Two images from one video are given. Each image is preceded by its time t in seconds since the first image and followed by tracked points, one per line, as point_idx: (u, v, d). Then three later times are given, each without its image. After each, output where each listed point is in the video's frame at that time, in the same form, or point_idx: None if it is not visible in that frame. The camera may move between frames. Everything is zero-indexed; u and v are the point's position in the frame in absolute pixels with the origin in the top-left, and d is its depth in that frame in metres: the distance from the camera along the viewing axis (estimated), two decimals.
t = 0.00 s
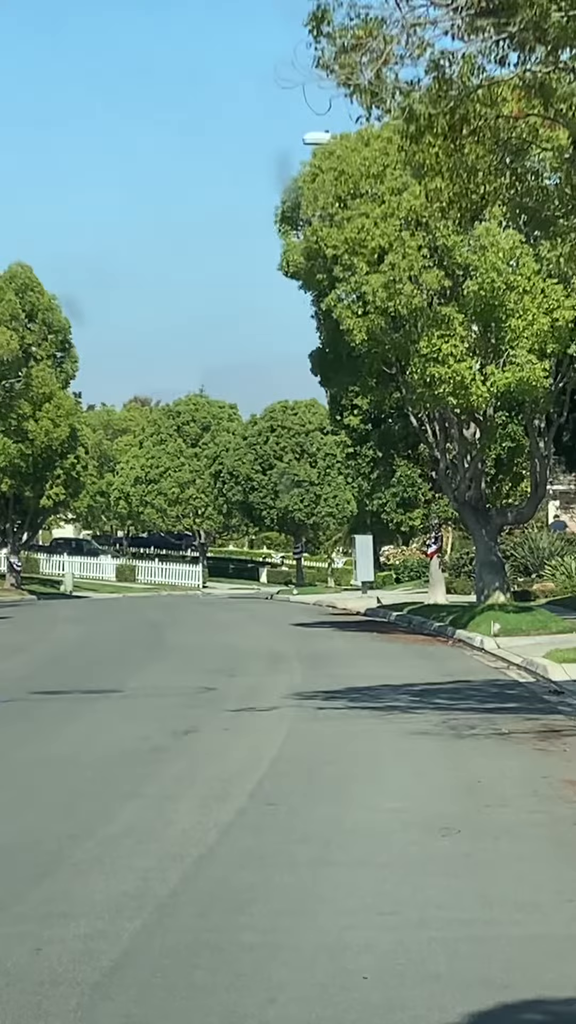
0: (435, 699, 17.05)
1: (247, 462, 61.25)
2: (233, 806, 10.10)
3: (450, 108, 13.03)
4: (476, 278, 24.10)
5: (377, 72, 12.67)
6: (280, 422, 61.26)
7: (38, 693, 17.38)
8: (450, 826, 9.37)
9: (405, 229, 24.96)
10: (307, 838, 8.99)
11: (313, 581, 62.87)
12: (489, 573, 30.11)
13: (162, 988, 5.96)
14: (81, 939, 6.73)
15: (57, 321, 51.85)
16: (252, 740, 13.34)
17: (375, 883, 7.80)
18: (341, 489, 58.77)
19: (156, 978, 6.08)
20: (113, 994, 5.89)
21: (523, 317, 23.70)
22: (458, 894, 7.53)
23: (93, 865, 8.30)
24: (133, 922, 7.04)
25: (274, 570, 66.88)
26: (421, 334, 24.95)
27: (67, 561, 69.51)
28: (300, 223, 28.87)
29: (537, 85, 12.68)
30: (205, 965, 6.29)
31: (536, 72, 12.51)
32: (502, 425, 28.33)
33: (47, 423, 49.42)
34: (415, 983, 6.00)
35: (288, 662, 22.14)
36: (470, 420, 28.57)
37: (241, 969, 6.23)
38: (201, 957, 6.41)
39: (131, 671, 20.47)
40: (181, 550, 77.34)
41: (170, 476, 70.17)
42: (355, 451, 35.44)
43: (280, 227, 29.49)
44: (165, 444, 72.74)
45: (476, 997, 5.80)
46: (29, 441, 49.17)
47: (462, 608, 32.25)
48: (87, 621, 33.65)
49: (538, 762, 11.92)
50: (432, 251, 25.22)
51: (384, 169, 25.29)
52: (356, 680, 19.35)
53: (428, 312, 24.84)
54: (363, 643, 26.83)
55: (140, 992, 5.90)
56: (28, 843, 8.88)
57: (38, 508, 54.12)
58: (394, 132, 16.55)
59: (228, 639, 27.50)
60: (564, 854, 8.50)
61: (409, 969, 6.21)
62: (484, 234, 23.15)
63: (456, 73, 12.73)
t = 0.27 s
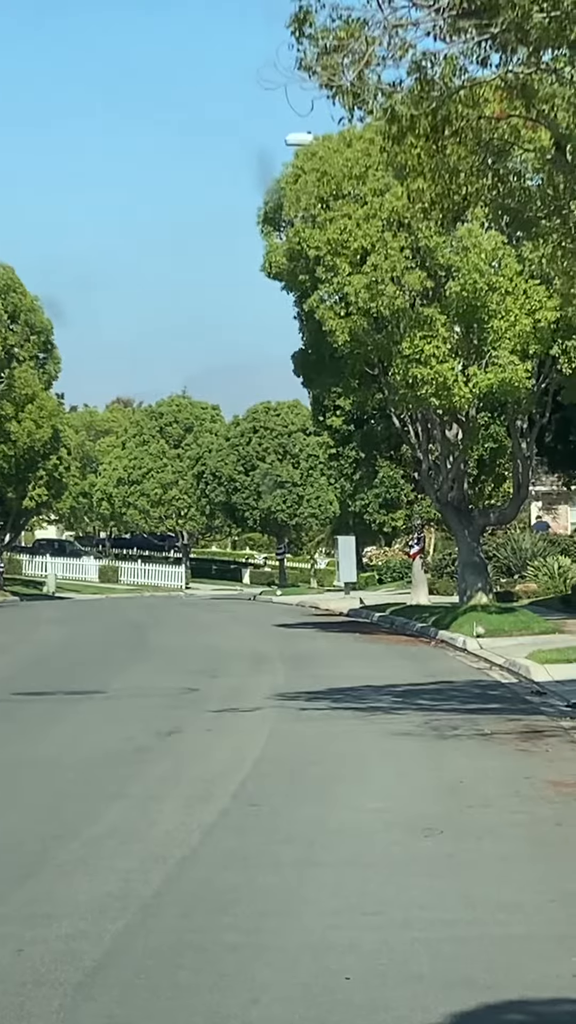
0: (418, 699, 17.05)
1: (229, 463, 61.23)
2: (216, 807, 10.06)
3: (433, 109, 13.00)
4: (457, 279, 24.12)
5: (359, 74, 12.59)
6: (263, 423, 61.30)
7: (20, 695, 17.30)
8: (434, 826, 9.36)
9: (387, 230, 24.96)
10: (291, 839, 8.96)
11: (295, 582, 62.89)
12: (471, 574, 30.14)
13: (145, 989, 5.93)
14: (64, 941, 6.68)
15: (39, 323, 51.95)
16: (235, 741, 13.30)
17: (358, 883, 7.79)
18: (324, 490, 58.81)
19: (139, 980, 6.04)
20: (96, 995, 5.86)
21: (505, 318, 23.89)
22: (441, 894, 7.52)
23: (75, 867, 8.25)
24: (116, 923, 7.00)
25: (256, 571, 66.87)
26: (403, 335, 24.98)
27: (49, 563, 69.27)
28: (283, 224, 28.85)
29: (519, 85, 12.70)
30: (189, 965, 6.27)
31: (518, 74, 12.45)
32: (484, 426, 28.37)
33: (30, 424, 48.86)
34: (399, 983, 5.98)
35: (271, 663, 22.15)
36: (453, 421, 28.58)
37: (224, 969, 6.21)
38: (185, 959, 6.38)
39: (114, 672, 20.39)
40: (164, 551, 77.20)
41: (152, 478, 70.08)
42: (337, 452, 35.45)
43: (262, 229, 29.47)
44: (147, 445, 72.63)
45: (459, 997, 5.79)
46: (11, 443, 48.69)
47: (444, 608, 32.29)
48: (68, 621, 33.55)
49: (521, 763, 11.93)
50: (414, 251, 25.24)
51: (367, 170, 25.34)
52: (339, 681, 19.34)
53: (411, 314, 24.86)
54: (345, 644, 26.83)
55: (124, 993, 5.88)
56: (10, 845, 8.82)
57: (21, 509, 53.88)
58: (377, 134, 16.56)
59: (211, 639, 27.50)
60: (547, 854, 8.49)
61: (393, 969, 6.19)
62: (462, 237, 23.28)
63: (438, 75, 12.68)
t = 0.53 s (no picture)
0: (400, 699, 17.04)
1: (212, 465, 61.11)
2: (198, 808, 10.04)
3: (414, 110, 12.98)
4: (440, 280, 24.11)
5: (340, 75, 12.40)
6: (245, 425, 61.20)
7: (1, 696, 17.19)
8: (417, 827, 9.36)
9: (369, 231, 24.94)
10: (273, 840, 8.93)
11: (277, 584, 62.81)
12: (454, 576, 30.14)
13: (126, 989, 5.90)
14: (46, 943, 6.63)
15: (21, 326, 51.98)
16: (217, 742, 13.27)
17: (341, 884, 7.77)
18: (306, 492, 58.74)
19: (122, 982, 6.00)
20: (78, 995, 5.83)
21: (488, 320, 24.01)
22: (424, 894, 7.51)
23: (58, 869, 8.19)
24: (99, 924, 6.96)
25: (238, 573, 66.77)
26: (385, 337, 24.93)
27: (30, 565, 68.96)
28: (265, 225, 28.79)
29: (501, 86, 12.71)
30: (171, 966, 6.24)
31: (500, 74, 12.36)
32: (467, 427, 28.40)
33: (11, 426, 48.76)
34: (381, 984, 5.96)
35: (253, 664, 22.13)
36: (435, 422, 28.55)
37: (206, 970, 6.18)
38: (167, 959, 6.34)
39: (95, 674, 20.30)
40: (146, 552, 76.99)
41: (134, 480, 69.86)
42: (319, 453, 35.41)
43: (244, 230, 29.39)
44: (129, 447, 72.44)
45: (442, 996, 5.78)
46: None
47: (427, 610, 32.31)
48: (49, 623, 33.36)
49: (503, 764, 11.93)
50: (396, 253, 25.23)
51: (349, 170, 25.01)
52: (321, 682, 19.32)
53: (393, 314, 24.80)
54: (327, 645, 26.80)
55: (106, 993, 5.85)
56: None
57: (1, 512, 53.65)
58: (358, 134, 16.45)
59: (193, 641, 27.47)
60: (529, 854, 8.49)
61: (377, 969, 6.17)
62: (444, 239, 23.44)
63: (420, 76, 12.62)
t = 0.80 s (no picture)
0: (382, 700, 17.07)
1: (194, 465, 61.05)
2: (181, 809, 10.06)
3: (396, 112, 13.03)
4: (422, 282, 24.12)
5: (322, 77, 12.39)
6: (227, 426, 61.14)
7: None
8: (398, 827, 9.39)
9: (351, 233, 24.99)
10: (256, 841, 8.95)
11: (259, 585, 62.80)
12: (436, 577, 30.19)
13: (109, 990, 5.91)
14: (29, 944, 6.64)
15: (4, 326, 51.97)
16: (199, 743, 13.29)
17: (323, 884, 7.79)
18: (289, 492, 58.75)
19: (105, 983, 6.02)
20: (61, 997, 5.84)
21: (470, 321, 24.04)
22: (404, 895, 7.54)
23: (40, 870, 8.20)
24: (81, 925, 6.97)
25: (221, 574, 66.72)
26: (367, 338, 24.96)
27: (13, 565, 68.79)
28: (247, 227, 28.78)
29: (482, 88, 12.70)
30: (154, 967, 6.25)
31: (481, 76, 12.39)
32: (449, 428, 28.46)
33: None
34: (364, 984, 5.98)
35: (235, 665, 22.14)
36: (417, 423, 28.59)
37: (189, 971, 6.19)
38: (149, 960, 6.36)
39: (78, 674, 20.28)
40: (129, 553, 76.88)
41: (117, 480, 69.73)
42: (302, 454, 35.44)
43: (226, 231, 29.38)
44: (112, 448, 72.32)
45: (422, 995, 5.81)
46: None
47: (410, 610, 32.35)
48: (31, 624, 33.30)
49: (485, 764, 11.97)
50: (378, 254, 25.25)
51: (331, 173, 25.37)
52: (304, 683, 19.36)
53: (375, 316, 24.84)
54: (310, 645, 26.82)
55: (88, 995, 5.86)
56: None
57: None
58: (342, 134, 16.43)
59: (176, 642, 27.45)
60: (510, 854, 8.52)
61: (358, 969, 6.20)
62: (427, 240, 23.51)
63: (401, 78, 12.62)
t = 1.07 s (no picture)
0: (367, 699, 17.05)
1: (178, 464, 60.94)
2: (165, 808, 10.02)
3: (380, 111, 12.95)
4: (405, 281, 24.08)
5: (306, 75, 12.33)
6: (211, 425, 61.05)
7: None
8: (383, 826, 9.37)
9: (335, 232, 24.98)
10: (240, 840, 8.92)
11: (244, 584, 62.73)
12: (420, 576, 30.20)
13: (93, 990, 5.88)
14: (12, 944, 6.60)
15: None
16: (183, 742, 13.25)
17: (307, 884, 7.77)
18: (273, 492, 58.73)
19: (89, 983, 5.98)
20: (45, 997, 5.80)
21: (453, 320, 24.02)
22: (389, 894, 7.52)
23: (24, 870, 8.15)
24: (64, 925, 6.93)
25: (205, 573, 66.63)
26: (351, 337, 25.01)
27: None
28: (231, 226, 28.72)
29: (466, 87, 12.78)
30: (137, 967, 6.22)
31: (464, 75, 12.38)
32: (432, 427, 28.47)
33: None
34: (347, 984, 5.95)
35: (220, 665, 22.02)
36: (401, 422, 28.59)
37: (173, 971, 6.16)
38: (133, 960, 6.32)
39: (61, 674, 20.23)
40: (113, 553, 76.74)
41: (101, 480, 69.58)
42: (286, 453, 35.39)
43: (210, 230, 29.33)
44: (96, 447, 72.17)
45: (407, 995, 5.78)
46: None
47: (394, 609, 32.35)
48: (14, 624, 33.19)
49: (470, 763, 11.94)
50: (362, 253, 25.23)
51: (314, 173, 25.40)
52: (288, 682, 19.33)
53: (359, 315, 24.86)
54: (294, 644, 26.78)
55: (72, 995, 5.82)
56: None
57: None
58: (325, 134, 16.39)
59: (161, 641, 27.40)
60: (495, 854, 8.50)
61: (343, 968, 6.18)
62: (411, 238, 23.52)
63: (385, 76, 12.55)
